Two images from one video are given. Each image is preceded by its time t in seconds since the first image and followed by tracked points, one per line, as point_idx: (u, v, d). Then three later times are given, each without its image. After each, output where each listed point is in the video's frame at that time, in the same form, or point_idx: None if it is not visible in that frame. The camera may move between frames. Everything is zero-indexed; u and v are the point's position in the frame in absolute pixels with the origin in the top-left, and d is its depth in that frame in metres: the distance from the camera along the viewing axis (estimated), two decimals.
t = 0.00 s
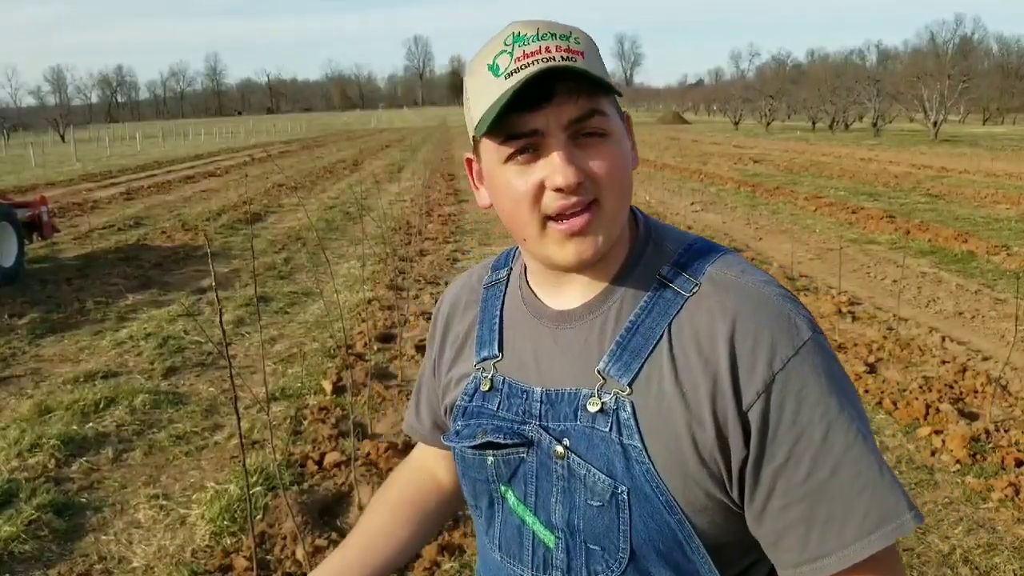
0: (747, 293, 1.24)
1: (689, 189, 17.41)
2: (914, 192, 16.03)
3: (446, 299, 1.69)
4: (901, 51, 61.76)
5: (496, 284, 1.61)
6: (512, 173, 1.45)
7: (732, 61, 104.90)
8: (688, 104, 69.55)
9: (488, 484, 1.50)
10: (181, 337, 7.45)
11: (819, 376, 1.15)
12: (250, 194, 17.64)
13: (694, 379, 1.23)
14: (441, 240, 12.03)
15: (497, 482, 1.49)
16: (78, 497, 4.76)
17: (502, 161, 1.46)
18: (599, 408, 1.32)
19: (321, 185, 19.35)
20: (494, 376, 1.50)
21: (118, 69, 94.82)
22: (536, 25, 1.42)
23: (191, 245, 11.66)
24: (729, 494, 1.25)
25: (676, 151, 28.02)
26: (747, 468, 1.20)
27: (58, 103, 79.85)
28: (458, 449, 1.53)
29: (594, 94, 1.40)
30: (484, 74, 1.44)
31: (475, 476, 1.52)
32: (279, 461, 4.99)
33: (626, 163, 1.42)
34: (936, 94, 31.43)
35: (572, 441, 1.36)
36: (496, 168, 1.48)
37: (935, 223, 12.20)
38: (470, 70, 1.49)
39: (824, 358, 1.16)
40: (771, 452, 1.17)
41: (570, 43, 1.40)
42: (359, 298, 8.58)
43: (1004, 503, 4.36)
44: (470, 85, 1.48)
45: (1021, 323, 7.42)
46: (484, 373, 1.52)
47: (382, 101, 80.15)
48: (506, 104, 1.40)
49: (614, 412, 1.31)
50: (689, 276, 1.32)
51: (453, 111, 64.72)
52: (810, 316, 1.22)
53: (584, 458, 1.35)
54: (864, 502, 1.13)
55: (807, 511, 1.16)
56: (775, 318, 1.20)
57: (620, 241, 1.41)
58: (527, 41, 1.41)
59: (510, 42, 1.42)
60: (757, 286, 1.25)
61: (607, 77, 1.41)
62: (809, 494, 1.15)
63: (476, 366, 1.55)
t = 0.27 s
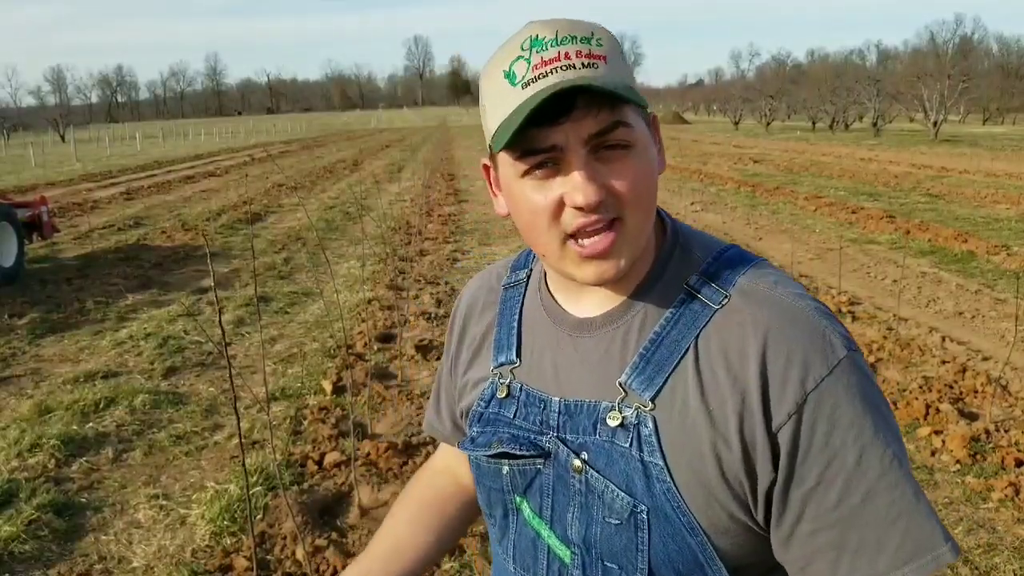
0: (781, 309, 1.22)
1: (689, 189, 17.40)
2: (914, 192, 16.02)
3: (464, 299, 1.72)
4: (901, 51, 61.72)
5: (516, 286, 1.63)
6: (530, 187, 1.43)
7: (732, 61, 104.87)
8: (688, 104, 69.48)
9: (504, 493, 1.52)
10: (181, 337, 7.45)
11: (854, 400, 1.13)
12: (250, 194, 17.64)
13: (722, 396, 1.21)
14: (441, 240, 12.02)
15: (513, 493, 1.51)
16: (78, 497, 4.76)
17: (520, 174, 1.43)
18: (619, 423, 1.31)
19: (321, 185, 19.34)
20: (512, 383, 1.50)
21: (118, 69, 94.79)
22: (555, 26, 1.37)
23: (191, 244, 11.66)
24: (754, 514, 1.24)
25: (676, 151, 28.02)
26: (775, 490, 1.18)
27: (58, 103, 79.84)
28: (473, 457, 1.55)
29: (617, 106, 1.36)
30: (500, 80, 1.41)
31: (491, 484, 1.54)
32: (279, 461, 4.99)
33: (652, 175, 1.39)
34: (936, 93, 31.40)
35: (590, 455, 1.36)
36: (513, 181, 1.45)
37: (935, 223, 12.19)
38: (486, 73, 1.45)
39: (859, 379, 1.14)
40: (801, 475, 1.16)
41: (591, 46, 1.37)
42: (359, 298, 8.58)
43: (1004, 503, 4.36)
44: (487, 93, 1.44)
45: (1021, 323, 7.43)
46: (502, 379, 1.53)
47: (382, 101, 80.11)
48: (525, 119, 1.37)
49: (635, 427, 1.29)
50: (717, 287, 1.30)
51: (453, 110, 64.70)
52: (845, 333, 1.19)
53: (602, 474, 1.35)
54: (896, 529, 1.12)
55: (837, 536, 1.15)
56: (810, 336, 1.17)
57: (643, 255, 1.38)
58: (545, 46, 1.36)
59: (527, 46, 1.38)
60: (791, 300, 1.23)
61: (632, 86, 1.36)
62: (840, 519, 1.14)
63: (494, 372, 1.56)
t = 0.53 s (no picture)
0: (809, 327, 1.17)
1: (688, 189, 17.40)
2: (914, 192, 16.02)
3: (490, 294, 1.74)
4: (901, 51, 61.71)
5: (547, 285, 1.62)
6: (537, 197, 1.43)
7: (733, 61, 104.88)
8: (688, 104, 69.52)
9: (517, 496, 1.53)
10: (181, 337, 7.45)
11: (866, 435, 1.09)
12: (250, 194, 17.64)
13: (734, 415, 1.18)
14: (440, 240, 12.02)
15: (526, 496, 1.51)
16: (78, 497, 4.75)
17: (527, 184, 1.44)
18: (632, 435, 1.29)
19: (321, 185, 19.34)
20: (532, 385, 1.50)
21: (117, 69, 94.82)
22: (562, 29, 1.36)
23: (191, 245, 11.66)
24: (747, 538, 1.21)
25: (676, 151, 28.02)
26: (769, 515, 1.16)
27: (58, 103, 79.88)
28: (489, 457, 1.56)
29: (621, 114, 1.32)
30: (508, 87, 1.42)
31: (506, 486, 1.55)
32: (280, 461, 4.99)
33: (664, 183, 1.34)
34: (936, 93, 31.41)
35: (601, 466, 1.35)
36: (522, 191, 1.46)
37: (935, 223, 12.19)
38: (498, 80, 1.47)
39: (879, 414, 1.09)
40: (797, 505, 1.13)
41: (601, 49, 1.34)
42: (359, 298, 8.58)
43: (1004, 503, 4.36)
44: (499, 101, 1.46)
45: (1021, 323, 7.43)
46: (523, 380, 1.53)
47: (381, 101, 80.11)
48: (523, 132, 1.38)
49: (647, 441, 1.27)
50: (744, 302, 1.26)
51: (453, 110, 64.69)
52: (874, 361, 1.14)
53: (613, 485, 1.33)
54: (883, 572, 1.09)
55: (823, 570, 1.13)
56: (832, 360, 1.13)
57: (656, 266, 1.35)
58: (551, 51, 1.36)
59: (533, 51, 1.38)
60: (820, 318, 1.18)
61: (640, 92, 1.31)
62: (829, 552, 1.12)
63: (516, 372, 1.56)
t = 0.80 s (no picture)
0: (817, 350, 1.11)
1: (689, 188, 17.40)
2: (914, 192, 16.01)
3: (516, 296, 1.89)
4: (902, 51, 61.68)
5: (564, 287, 1.71)
6: (542, 201, 1.43)
7: (733, 61, 104.84)
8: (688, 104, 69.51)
9: (521, 500, 1.60)
10: (181, 337, 7.45)
11: (875, 473, 1.01)
12: (250, 194, 17.63)
13: (734, 441, 1.14)
14: (440, 240, 12.02)
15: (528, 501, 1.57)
16: (78, 497, 4.75)
17: (533, 188, 1.44)
18: (627, 451, 1.30)
19: (321, 185, 19.34)
20: (541, 387, 1.56)
21: (118, 69, 94.79)
22: (574, 29, 1.34)
23: (191, 244, 11.66)
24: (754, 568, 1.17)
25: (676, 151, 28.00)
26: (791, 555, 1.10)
27: (58, 103, 79.85)
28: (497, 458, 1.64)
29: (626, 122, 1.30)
30: (519, 84, 1.42)
31: (513, 489, 1.63)
32: (279, 461, 4.99)
33: (666, 197, 1.31)
34: (936, 93, 31.40)
35: (598, 480, 1.37)
36: (529, 194, 1.46)
37: (935, 223, 12.18)
38: (512, 76, 1.46)
39: (894, 450, 1.01)
40: (799, 539, 1.08)
41: (613, 52, 1.31)
42: (359, 298, 8.58)
43: (1004, 503, 4.36)
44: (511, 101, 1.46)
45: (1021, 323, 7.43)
46: (536, 381, 1.58)
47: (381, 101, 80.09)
48: (527, 138, 1.38)
49: (641, 458, 1.27)
50: (749, 317, 1.22)
51: (452, 110, 64.64)
52: (895, 386, 1.06)
53: (607, 501, 1.35)
54: None
55: None
56: (844, 388, 1.06)
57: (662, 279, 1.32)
58: (561, 51, 1.34)
59: (544, 51, 1.37)
60: (835, 341, 1.11)
61: (648, 101, 1.29)
62: None
63: (529, 373, 1.62)
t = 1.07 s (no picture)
0: (850, 367, 1.11)
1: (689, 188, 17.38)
2: (914, 192, 16.00)
3: (545, 294, 1.87)
4: (902, 51, 61.63)
5: (594, 286, 1.70)
6: (582, 189, 1.42)
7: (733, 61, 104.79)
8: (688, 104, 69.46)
9: (539, 503, 1.60)
10: (180, 337, 7.44)
11: (899, 496, 1.02)
12: (250, 194, 17.62)
13: (757, 454, 1.15)
14: (440, 240, 12.01)
15: (547, 504, 1.58)
16: (78, 497, 4.75)
17: (574, 173, 1.43)
18: (646, 457, 1.30)
19: (321, 185, 19.33)
20: (561, 387, 1.56)
21: (117, 69, 94.75)
22: (634, 13, 1.32)
23: (191, 244, 11.65)
24: None
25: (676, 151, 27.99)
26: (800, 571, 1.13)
27: (58, 103, 79.82)
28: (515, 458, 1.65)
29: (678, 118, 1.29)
30: (569, 66, 1.41)
31: (533, 491, 1.63)
32: (279, 461, 4.99)
33: (713, 194, 1.30)
34: (936, 93, 31.36)
35: (615, 486, 1.38)
36: (569, 180, 1.46)
37: (935, 223, 12.17)
38: (562, 57, 1.45)
39: (923, 474, 1.02)
40: (810, 555, 1.10)
41: (673, 39, 1.30)
42: (359, 298, 8.58)
43: (1004, 503, 4.36)
44: (558, 82, 1.45)
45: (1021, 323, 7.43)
46: (556, 382, 1.58)
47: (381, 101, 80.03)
48: (576, 120, 1.38)
49: (661, 465, 1.28)
50: (782, 328, 1.21)
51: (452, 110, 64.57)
52: (929, 410, 1.06)
53: (624, 507, 1.36)
54: None
55: None
56: (875, 410, 1.06)
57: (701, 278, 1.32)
58: (618, 34, 1.33)
59: (600, 32, 1.35)
60: (872, 359, 1.11)
61: (701, 97, 1.28)
62: None
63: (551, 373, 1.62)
